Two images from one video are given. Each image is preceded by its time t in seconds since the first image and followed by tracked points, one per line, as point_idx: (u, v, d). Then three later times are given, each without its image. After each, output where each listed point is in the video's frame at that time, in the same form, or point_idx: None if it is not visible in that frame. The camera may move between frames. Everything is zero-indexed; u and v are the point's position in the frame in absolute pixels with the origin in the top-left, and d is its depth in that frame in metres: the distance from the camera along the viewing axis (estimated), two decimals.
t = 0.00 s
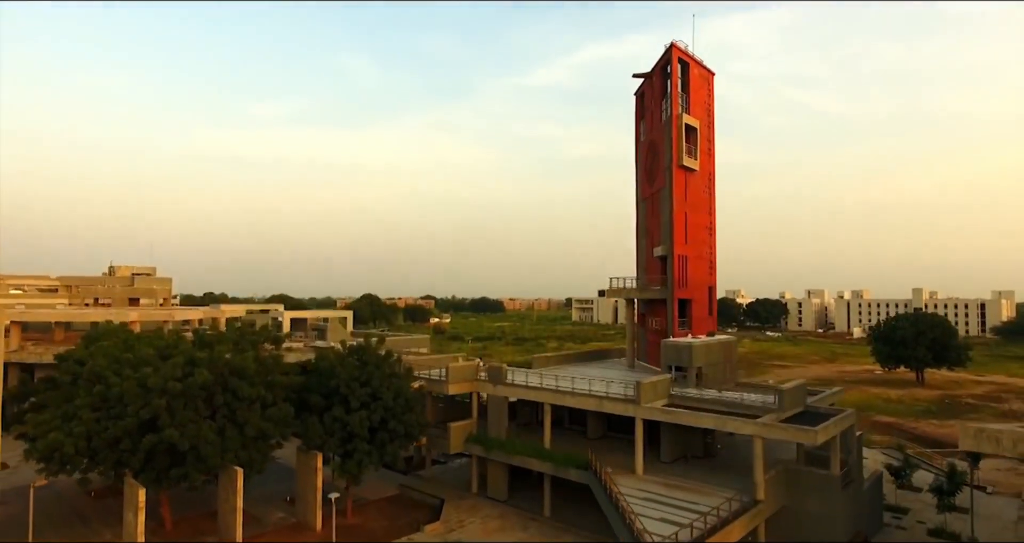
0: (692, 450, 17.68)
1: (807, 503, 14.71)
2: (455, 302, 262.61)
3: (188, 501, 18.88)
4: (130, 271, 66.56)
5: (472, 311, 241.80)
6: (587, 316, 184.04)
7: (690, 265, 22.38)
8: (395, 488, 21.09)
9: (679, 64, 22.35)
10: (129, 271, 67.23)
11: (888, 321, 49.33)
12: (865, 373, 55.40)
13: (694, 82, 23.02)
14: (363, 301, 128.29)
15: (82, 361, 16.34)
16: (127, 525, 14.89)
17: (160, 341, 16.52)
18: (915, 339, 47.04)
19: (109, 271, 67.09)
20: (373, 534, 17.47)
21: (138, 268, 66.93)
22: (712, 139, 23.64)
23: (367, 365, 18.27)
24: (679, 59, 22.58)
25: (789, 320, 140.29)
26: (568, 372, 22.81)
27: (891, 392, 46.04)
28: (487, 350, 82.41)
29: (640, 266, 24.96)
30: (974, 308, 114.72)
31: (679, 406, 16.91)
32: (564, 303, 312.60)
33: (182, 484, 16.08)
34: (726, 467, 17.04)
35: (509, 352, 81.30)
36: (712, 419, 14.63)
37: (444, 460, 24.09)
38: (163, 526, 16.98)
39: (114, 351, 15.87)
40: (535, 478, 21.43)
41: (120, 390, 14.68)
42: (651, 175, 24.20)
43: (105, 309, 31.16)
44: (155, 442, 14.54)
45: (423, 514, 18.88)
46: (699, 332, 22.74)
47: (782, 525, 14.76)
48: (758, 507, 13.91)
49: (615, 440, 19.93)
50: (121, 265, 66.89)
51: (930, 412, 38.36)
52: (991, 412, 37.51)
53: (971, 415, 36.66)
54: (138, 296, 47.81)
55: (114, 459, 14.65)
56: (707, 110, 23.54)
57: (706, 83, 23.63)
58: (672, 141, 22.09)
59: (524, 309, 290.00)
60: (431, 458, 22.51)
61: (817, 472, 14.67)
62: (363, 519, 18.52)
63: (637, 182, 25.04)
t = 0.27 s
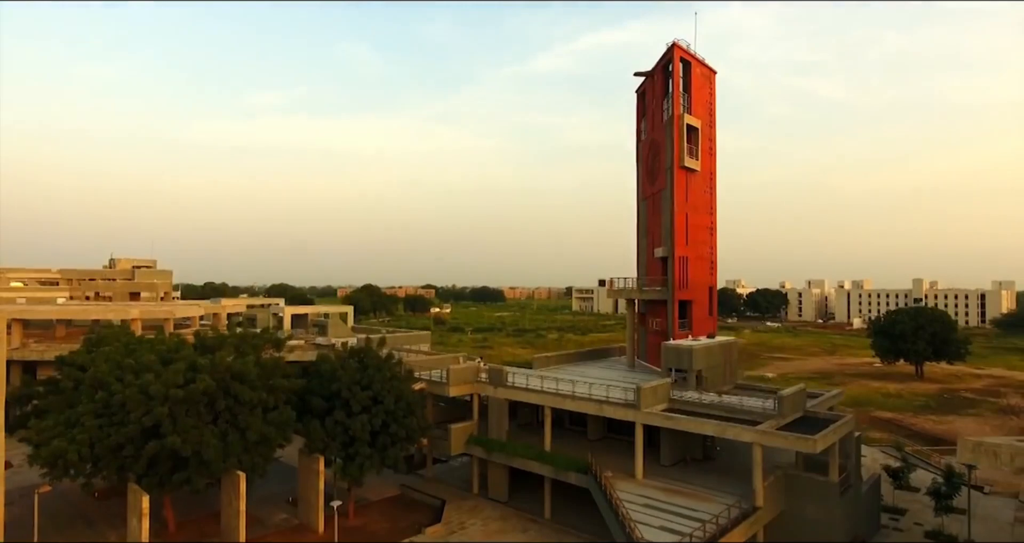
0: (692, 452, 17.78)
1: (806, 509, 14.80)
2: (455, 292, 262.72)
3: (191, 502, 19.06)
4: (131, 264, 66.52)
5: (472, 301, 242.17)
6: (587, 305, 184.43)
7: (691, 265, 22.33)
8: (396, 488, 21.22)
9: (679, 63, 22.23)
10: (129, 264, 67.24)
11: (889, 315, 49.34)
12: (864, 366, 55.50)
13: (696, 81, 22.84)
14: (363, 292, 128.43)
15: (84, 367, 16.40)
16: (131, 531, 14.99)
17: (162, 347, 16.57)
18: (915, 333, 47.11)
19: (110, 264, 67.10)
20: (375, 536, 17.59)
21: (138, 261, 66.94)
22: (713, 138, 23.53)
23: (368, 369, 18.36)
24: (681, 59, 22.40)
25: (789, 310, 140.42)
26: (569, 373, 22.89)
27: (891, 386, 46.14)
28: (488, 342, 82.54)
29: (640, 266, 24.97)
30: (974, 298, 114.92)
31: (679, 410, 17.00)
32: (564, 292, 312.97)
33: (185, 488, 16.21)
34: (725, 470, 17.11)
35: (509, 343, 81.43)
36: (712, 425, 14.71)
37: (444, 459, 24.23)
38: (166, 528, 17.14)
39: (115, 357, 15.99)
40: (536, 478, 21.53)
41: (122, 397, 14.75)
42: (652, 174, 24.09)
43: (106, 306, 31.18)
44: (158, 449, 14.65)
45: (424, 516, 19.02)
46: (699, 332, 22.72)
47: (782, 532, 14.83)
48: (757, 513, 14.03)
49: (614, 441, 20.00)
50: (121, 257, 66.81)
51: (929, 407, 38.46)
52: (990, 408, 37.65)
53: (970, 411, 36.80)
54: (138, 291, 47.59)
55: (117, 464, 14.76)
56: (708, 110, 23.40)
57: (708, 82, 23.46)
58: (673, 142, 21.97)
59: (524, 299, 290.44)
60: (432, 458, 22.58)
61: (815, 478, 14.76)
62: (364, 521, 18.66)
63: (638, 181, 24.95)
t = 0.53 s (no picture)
0: (691, 456, 17.92)
1: (803, 516, 14.95)
2: (455, 279, 262.93)
3: (195, 503, 19.23)
4: (131, 256, 66.47)
5: (473, 289, 242.37)
6: (587, 294, 184.68)
7: (691, 266, 22.34)
8: (398, 488, 21.41)
9: (681, 62, 22.07)
10: (129, 255, 67.24)
11: (889, 308, 49.39)
12: (863, 359, 55.66)
13: (698, 82, 22.73)
14: (363, 281, 128.60)
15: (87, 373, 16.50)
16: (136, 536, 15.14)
17: (164, 354, 16.64)
18: (915, 327, 47.21)
19: (110, 256, 67.11)
20: (377, 538, 17.80)
21: (138, 252, 66.95)
22: (714, 138, 23.43)
23: (370, 373, 18.47)
24: (683, 58, 22.26)
25: (789, 299, 140.49)
26: (569, 373, 23.00)
27: (889, 380, 46.32)
28: (488, 333, 82.73)
29: (640, 265, 24.97)
30: (974, 288, 114.97)
31: (679, 415, 17.11)
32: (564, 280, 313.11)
33: (189, 493, 16.37)
34: (724, 473, 17.27)
35: (509, 334, 81.64)
36: (711, 433, 14.83)
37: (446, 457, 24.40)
38: (171, 531, 17.32)
39: (118, 364, 16.08)
40: (536, 478, 21.70)
41: (125, 405, 14.85)
42: (653, 174, 24.03)
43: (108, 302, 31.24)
44: (162, 456, 14.78)
45: (425, 516, 19.23)
46: (699, 333, 22.79)
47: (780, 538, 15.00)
48: (755, 521, 14.17)
49: (614, 442, 20.16)
50: (122, 249, 66.77)
51: (927, 401, 38.61)
52: (988, 402, 37.86)
53: (968, 405, 36.99)
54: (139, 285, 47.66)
55: (122, 470, 14.91)
56: (709, 110, 23.31)
57: (710, 82, 23.34)
58: (675, 143, 21.89)
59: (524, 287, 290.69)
60: (433, 457, 22.75)
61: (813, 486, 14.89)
62: (367, 522, 18.86)
63: (638, 180, 24.88)
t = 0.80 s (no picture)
0: (690, 459, 18.07)
1: (800, 523, 15.14)
2: (455, 267, 263.06)
3: (200, 504, 19.41)
4: (132, 247, 66.48)
5: (473, 276, 242.79)
6: (588, 282, 184.94)
7: (691, 268, 22.40)
8: (399, 488, 21.62)
9: (683, 63, 21.92)
10: (130, 247, 67.21)
11: (889, 302, 49.46)
12: (862, 351, 55.81)
13: (700, 81, 22.61)
14: (363, 270, 128.68)
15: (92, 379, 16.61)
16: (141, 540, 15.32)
17: (167, 361, 16.73)
18: (914, 320, 47.35)
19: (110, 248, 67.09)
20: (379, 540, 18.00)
21: (139, 244, 66.90)
22: (716, 139, 23.35)
23: (371, 377, 18.56)
24: (685, 58, 22.11)
25: (789, 287, 140.63)
26: (569, 373, 23.12)
27: (888, 373, 46.51)
28: (489, 323, 82.96)
29: (641, 265, 25.02)
30: (974, 277, 115.05)
31: (678, 419, 17.24)
32: (565, 267, 313.34)
33: (193, 497, 16.54)
34: (722, 477, 17.44)
35: (510, 324, 81.89)
36: (710, 441, 14.96)
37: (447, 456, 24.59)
38: (176, 533, 17.53)
39: (121, 371, 16.17)
40: (537, 478, 21.90)
41: (129, 413, 14.94)
42: (654, 174, 24.01)
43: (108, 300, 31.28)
44: (166, 463, 14.93)
45: (427, 517, 19.47)
46: (699, 334, 22.89)
47: None
48: (753, 527, 14.34)
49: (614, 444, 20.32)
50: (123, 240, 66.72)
51: (926, 396, 38.80)
52: (986, 397, 38.04)
53: (966, 400, 37.18)
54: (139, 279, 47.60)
55: (127, 477, 15.06)
56: (712, 110, 23.21)
57: (712, 82, 23.22)
58: (677, 144, 21.83)
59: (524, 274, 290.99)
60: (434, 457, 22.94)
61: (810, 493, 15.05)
62: (369, 523, 19.07)
63: (639, 180, 24.84)
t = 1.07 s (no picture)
0: (689, 464, 18.25)
1: (797, 529, 15.34)
2: (455, 255, 263.19)
3: (204, 506, 19.61)
4: (133, 239, 66.44)
5: (473, 264, 243.00)
6: (588, 270, 185.26)
7: (692, 270, 22.44)
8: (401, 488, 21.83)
9: (684, 64, 21.77)
10: (130, 239, 67.18)
11: (889, 296, 49.59)
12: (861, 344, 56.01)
13: (701, 82, 22.45)
14: (364, 260, 128.95)
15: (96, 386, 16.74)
16: None
17: (170, 367, 16.86)
18: (914, 314, 47.44)
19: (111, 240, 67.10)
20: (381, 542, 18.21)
21: (139, 236, 66.87)
22: (717, 140, 23.24)
23: (373, 382, 18.71)
24: (687, 59, 21.94)
25: (789, 276, 140.79)
26: (569, 374, 23.25)
27: (887, 366, 46.72)
28: (489, 314, 83.23)
29: (641, 265, 25.05)
30: (974, 267, 115.10)
31: (677, 425, 17.39)
32: (565, 255, 313.44)
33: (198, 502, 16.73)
34: (720, 482, 17.62)
35: (510, 315, 82.08)
36: (709, 449, 15.10)
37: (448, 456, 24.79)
38: (181, 535, 17.74)
39: (125, 378, 16.31)
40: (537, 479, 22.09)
41: (133, 421, 15.09)
42: (655, 175, 23.94)
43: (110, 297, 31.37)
44: (170, 471, 15.10)
45: (428, 519, 19.68)
46: (699, 336, 22.99)
47: None
48: (751, 535, 14.54)
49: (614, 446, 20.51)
50: (123, 232, 66.66)
51: (924, 390, 39.02)
52: (984, 392, 38.22)
53: (963, 395, 37.37)
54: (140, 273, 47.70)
55: (132, 484, 15.25)
56: (713, 110, 23.07)
57: (714, 81, 23.04)
58: (678, 146, 21.74)
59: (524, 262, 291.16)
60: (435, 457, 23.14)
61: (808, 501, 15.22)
62: (371, 525, 19.29)
63: (640, 180, 24.78)
